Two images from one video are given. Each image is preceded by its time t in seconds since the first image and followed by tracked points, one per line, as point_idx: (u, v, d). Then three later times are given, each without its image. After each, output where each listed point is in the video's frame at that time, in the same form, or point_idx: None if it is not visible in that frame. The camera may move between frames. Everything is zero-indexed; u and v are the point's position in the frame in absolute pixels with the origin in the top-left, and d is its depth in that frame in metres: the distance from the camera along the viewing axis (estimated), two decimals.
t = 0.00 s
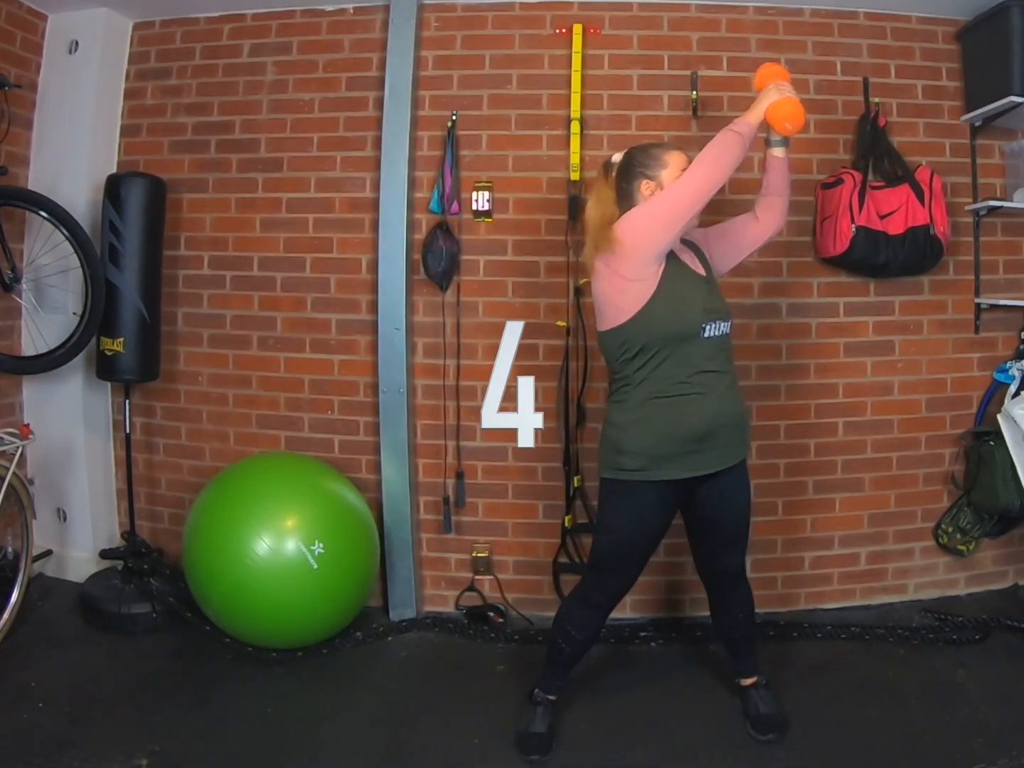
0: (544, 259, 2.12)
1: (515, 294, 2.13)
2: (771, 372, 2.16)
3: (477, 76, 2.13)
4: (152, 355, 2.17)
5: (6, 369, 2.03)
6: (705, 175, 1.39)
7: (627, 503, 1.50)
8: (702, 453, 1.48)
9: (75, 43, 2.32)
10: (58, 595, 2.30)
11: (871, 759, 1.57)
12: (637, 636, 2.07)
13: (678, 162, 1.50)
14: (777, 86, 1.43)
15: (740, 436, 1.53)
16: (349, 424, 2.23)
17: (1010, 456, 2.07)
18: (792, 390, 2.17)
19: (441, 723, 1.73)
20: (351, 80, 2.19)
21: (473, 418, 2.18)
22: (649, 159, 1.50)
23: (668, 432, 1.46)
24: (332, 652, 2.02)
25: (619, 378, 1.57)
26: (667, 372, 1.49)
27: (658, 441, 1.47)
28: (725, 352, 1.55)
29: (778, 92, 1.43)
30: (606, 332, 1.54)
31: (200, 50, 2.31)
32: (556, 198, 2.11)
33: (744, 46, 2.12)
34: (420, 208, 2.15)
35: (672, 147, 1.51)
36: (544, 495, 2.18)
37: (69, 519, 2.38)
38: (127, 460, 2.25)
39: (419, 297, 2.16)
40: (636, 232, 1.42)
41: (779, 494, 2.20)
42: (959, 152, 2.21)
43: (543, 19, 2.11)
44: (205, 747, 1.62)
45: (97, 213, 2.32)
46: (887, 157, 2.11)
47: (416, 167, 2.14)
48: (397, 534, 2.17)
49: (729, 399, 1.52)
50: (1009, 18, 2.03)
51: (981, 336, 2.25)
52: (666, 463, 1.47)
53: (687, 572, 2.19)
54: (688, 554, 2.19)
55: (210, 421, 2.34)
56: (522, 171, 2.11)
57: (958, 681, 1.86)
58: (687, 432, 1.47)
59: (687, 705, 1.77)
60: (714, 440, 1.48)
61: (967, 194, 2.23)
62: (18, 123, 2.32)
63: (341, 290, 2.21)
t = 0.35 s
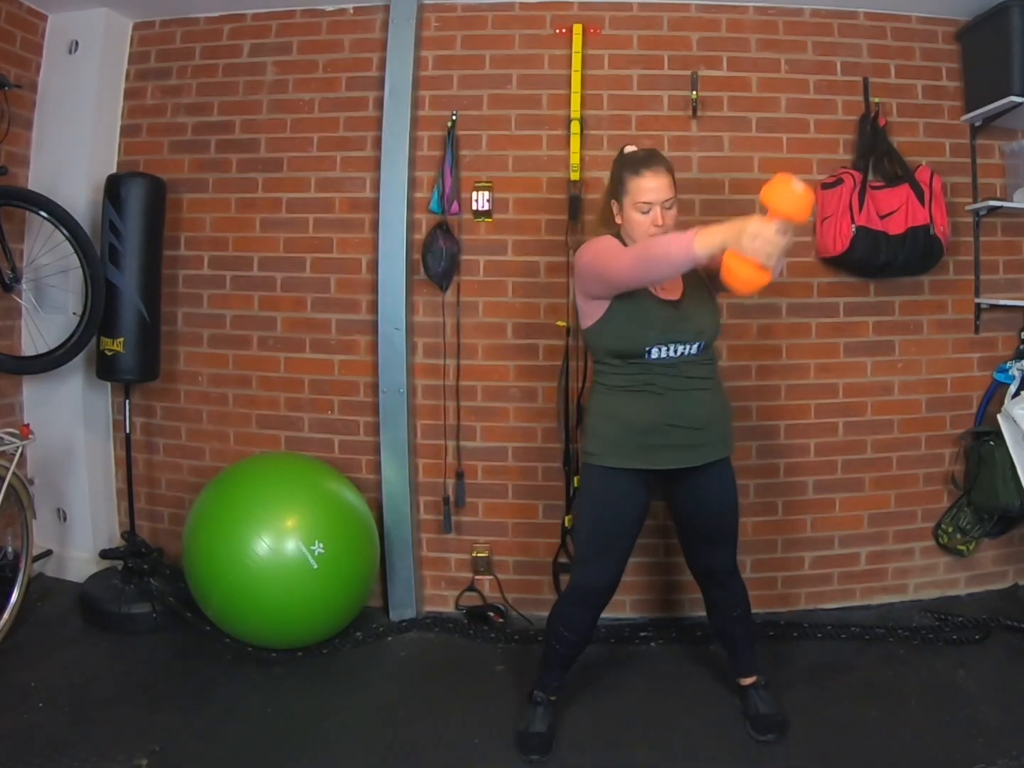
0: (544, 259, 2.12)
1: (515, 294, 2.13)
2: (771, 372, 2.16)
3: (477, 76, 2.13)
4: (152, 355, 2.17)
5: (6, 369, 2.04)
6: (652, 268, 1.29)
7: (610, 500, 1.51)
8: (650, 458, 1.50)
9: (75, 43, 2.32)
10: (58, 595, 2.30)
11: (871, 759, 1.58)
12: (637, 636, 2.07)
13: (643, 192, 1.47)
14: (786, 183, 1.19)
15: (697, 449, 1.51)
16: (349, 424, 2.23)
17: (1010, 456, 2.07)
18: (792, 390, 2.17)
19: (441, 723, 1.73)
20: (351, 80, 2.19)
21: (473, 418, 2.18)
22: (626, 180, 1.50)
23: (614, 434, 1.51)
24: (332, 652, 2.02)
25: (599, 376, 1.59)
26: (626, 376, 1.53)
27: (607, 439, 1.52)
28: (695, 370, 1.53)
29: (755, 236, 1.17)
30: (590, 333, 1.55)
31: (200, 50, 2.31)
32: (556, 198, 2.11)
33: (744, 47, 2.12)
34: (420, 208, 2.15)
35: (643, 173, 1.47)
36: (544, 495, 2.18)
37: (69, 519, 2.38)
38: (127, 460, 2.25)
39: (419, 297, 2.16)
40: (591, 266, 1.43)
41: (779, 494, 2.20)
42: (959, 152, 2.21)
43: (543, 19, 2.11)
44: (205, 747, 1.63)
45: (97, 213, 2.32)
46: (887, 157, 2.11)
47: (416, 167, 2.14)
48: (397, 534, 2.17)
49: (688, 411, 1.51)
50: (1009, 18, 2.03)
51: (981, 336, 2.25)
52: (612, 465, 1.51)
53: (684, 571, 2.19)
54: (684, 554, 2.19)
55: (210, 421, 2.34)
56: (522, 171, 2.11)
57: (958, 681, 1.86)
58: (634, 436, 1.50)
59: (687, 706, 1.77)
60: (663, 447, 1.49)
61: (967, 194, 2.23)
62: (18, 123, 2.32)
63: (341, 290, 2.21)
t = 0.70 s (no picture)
0: (544, 259, 2.12)
1: (515, 294, 2.13)
2: (771, 373, 2.16)
3: (477, 76, 2.13)
4: (152, 355, 2.17)
5: (6, 369, 2.04)
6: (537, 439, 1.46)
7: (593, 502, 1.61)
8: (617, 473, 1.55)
9: (75, 43, 2.32)
10: (57, 595, 2.30)
11: (872, 759, 1.57)
12: (636, 636, 2.06)
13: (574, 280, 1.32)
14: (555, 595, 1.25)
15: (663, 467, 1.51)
16: (349, 424, 2.23)
17: (1010, 456, 2.07)
18: (792, 390, 2.17)
19: (441, 723, 1.73)
20: (351, 80, 2.19)
21: (474, 418, 2.17)
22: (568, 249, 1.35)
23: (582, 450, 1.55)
24: (332, 652, 2.02)
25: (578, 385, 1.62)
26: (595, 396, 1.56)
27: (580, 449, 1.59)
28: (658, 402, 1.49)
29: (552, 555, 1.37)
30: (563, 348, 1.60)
31: (200, 50, 2.31)
32: (556, 198, 2.11)
33: (744, 47, 2.12)
34: (420, 208, 2.15)
35: (576, 258, 1.31)
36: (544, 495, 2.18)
37: (69, 519, 2.38)
38: (127, 460, 2.25)
39: (419, 297, 2.16)
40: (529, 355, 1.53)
41: (779, 494, 2.20)
42: (959, 152, 2.21)
43: (543, 19, 2.11)
44: (205, 747, 1.62)
45: (97, 214, 2.32)
46: (887, 157, 2.11)
47: (416, 167, 2.14)
48: (397, 534, 2.17)
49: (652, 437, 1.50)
50: (1009, 18, 2.03)
51: (981, 336, 2.25)
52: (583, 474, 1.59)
53: (672, 571, 2.18)
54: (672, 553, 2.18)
55: (210, 421, 2.34)
56: (523, 171, 2.11)
57: (958, 682, 1.86)
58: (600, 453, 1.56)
59: (688, 706, 1.77)
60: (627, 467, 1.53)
61: (967, 194, 2.23)
62: (18, 123, 2.32)
63: (341, 290, 2.21)
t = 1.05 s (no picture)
0: (544, 259, 2.12)
1: (515, 294, 2.13)
2: (771, 373, 2.16)
3: (477, 76, 2.13)
4: (152, 355, 2.17)
5: (5, 369, 2.04)
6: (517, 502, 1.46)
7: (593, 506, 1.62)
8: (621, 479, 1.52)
9: (75, 43, 2.32)
10: (57, 595, 2.30)
11: (872, 759, 1.57)
12: (636, 636, 2.06)
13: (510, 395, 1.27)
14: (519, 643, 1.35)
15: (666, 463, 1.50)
16: (349, 424, 2.23)
17: (1010, 456, 2.07)
18: (792, 390, 2.17)
19: (441, 723, 1.73)
20: (351, 80, 2.19)
21: (474, 418, 2.17)
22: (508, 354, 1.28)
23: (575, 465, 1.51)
24: (332, 652, 2.02)
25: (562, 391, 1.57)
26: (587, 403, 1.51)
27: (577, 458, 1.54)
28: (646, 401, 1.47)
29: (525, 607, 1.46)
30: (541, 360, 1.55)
31: (200, 50, 2.31)
32: (556, 198, 2.11)
33: (744, 47, 2.12)
34: (420, 208, 2.15)
35: (512, 373, 1.24)
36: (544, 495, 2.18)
37: (69, 519, 2.38)
38: (127, 460, 2.25)
39: (419, 297, 2.16)
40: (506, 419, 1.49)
41: (779, 494, 2.20)
42: (959, 152, 2.21)
43: (543, 19, 2.11)
44: (205, 747, 1.63)
45: (97, 214, 2.32)
46: (887, 157, 2.11)
47: (416, 167, 2.14)
48: (397, 534, 2.17)
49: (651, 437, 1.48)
50: (1009, 18, 2.03)
51: (981, 336, 2.25)
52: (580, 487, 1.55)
53: (671, 571, 2.18)
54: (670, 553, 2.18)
55: (210, 421, 2.34)
56: (523, 171, 2.11)
57: (958, 682, 1.86)
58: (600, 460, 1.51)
59: (688, 706, 1.77)
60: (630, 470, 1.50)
61: (967, 194, 2.23)
62: (18, 123, 2.32)
63: (341, 290, 2.21)
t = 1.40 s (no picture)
0: (544, 259, 2.12)
1: (516, 294, 2.13)
2: (771, 373, 2.16)
3: (477, 76, 2.13)
4: (152, 355, 2.17)
5: (5, 369, 2.04)
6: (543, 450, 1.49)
7: (593, 506, 1.63)
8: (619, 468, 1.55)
9: (75, 43, 2.32)
10: (57, 595, 2.30)
11: (872, 759, 1.57)
12: (637, 636, 2.06)
13: (578, 267, 1.33)
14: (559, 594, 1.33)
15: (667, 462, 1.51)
16: (349, 424, 2.23)
17: (1010, 457, 2.07)
18: (792, 390, 2.17)
19: (441, 722, 1.73)
20: (351, 80, 2.19)
21: (474, 418, 2.17)
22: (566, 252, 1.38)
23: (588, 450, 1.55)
24: (332, 652, 2.02)
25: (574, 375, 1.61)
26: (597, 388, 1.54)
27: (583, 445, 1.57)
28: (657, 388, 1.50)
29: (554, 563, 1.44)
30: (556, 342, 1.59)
31: (200, 50, 2.31)
32: (556, 198, 2.11)
33: (744, 47, 2.12)
34: (420, 208, 2.15)
35: (579, 250, 1.32)
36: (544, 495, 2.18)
37: (69, 519, 2.38)
38: (127, 460, 2.25)
39: (419, 297, 2.16)
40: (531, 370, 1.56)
41: (779, 494, 2.20)
42: (959, 152, 2.21)
43: (543, 19, 2.11)
44: (205, 746, 1.63)
45: (97, 214, 2.32)
46: (887, 157, 2.11)
47: (416, 167, 2.14)
48: (397, 534, 2.17)
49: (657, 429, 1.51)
50: (1009, 18, 2.03)
51: (981, 336, 2.25)
52: (583, 475, 1.59)
53: (670, 571, 2.18)
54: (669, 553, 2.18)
55: (210, 421, 2.34)
56: (523, 171, 2.11)
57: (958, 681, 1.86)
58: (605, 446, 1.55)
59: (688, 706, 1.77)
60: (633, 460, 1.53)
61: (967, 194, 2.23)
62: (18, 123, 2.32)
63: (341, 290, 2.21)
